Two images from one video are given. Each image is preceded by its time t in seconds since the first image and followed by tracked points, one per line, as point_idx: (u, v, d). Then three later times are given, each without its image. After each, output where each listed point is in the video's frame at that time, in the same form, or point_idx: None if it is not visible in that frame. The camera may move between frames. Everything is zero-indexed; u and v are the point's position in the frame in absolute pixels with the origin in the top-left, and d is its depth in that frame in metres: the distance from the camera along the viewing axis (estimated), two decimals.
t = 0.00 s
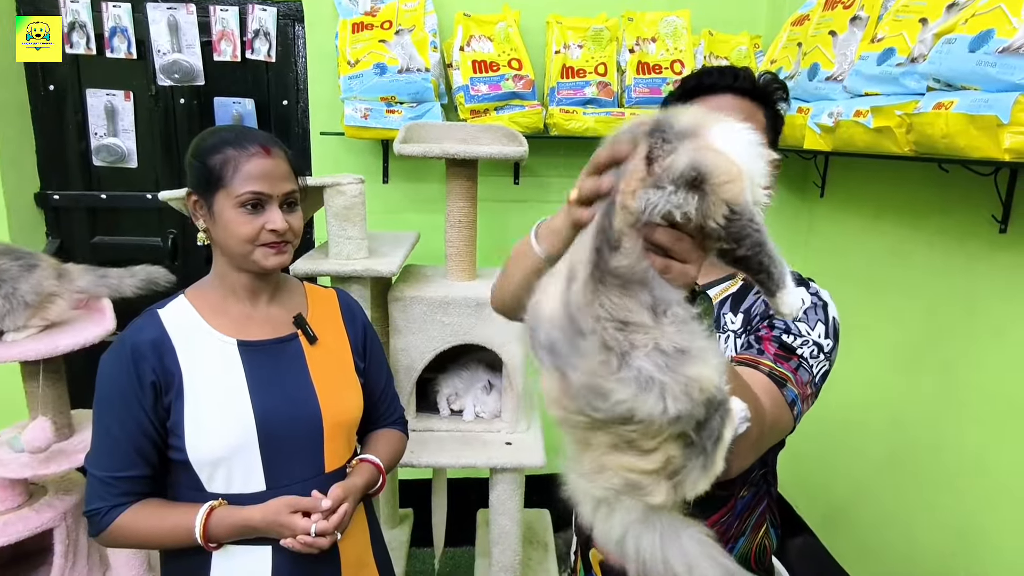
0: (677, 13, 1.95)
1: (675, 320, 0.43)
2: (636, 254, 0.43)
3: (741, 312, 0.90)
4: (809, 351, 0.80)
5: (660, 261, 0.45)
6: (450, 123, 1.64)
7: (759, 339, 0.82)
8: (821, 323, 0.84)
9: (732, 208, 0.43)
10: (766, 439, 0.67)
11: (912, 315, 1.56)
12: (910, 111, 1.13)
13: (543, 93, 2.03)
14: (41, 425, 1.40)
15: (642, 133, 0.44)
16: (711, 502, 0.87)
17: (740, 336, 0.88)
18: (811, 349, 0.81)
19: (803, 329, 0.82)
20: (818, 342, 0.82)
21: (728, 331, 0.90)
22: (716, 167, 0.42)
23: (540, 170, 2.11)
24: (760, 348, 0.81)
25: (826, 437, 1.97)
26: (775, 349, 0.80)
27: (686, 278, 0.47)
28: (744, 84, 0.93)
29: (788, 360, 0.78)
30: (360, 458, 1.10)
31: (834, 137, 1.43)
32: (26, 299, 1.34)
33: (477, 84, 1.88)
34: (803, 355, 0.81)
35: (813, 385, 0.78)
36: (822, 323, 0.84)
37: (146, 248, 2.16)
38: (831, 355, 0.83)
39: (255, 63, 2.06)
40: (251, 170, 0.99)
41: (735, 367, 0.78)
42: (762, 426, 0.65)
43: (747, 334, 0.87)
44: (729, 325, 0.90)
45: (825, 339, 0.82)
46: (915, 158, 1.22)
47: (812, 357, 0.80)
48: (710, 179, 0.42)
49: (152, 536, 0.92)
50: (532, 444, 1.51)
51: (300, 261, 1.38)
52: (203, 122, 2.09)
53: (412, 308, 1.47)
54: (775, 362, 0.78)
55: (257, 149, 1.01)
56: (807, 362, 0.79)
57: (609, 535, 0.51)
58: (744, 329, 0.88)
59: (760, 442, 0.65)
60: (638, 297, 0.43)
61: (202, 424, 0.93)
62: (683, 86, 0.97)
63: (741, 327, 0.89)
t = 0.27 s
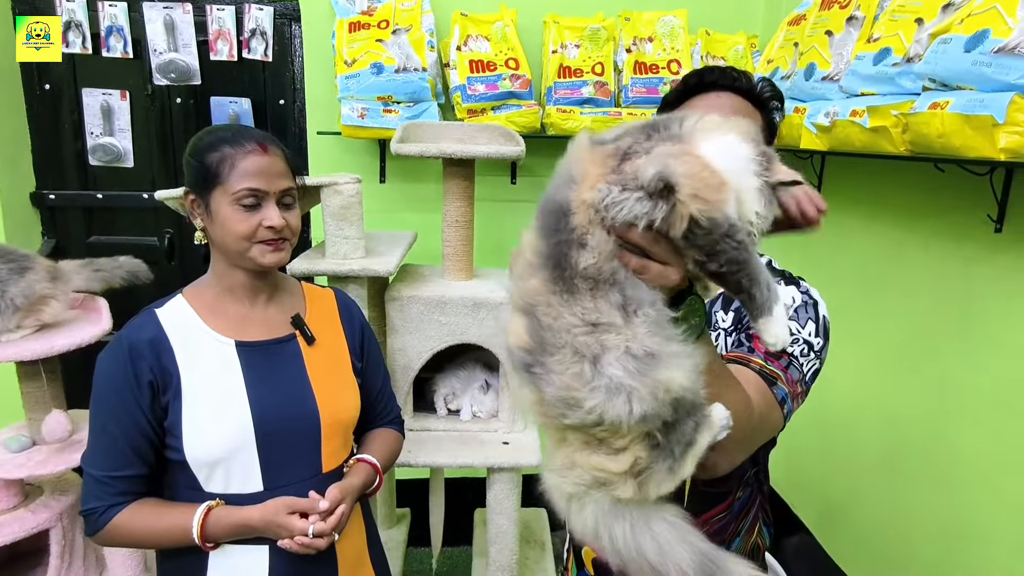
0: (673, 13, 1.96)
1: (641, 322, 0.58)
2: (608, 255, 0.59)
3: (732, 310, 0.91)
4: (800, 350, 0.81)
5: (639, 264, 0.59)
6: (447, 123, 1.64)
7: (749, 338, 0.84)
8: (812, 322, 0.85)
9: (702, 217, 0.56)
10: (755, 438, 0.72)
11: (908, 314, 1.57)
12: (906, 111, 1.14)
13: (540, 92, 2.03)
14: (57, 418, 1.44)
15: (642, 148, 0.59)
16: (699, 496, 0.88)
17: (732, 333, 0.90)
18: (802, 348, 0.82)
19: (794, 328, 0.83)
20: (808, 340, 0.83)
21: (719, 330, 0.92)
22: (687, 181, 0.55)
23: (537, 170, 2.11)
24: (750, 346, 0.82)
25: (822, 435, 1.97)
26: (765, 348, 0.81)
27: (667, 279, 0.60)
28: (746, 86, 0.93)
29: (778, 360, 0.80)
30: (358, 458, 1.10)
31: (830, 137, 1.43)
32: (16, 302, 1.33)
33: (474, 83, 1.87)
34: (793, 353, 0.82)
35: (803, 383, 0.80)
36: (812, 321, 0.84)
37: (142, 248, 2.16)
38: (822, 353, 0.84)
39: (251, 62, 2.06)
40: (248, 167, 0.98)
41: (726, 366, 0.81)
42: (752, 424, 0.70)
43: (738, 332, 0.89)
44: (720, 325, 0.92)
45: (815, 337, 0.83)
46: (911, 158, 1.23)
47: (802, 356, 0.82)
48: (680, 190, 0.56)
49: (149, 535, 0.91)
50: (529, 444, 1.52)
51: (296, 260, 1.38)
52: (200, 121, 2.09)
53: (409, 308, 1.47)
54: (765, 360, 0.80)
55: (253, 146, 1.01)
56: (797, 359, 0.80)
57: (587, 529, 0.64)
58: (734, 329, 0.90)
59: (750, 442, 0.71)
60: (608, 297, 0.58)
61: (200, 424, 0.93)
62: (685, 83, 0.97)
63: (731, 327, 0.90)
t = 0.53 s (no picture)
0: (671, 13, 1.96)
1: (607, 323, 0.63)
2: (572, 261, 0.64)
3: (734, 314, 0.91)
4: (800, 357, 0.83)
5: (607, 268, 0.64)
6: (445, 123, 1.64)
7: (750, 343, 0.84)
8: (812, 328, 0.86)
9: (653, 224, 0.59)
10: (751, 445, 0.74)
11: (904, 313, 1.57)
12: (903, 111, 1.14)
13: (537, 92, 2.03)
14: (52, 423, 1.38)
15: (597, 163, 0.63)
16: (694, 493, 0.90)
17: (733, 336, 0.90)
18: (802, 355, 0.83)
19: (795, 334, 0.84)
20: (808, 347, 0.84)
21: (719, 334, 0.92)
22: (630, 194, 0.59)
23: (534, 170, 2.12)
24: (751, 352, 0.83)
25: (819, 435, 1.98)
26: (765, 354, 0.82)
27: (636, 282, 0.64)
28: (762, 89, 0.93)
29: (777, 366, 0.81)
30: (356, 458, 1.09)
31: (827, 137, 1.44)
32: (12, 304, 1.33)
33: (472, 83, 1.87)
34: (793, 360, 0.83)
35: (802, 390, 0.81)
36: (813, 328, 0.86)
37: (139, 248, 2.15)
38: (822, 359, 0.85)
39: (248, 62, 2.06)
40: (244, 163, 0.99)
41: (724, 371, 0.82)
42: (747, 431, 0.73)
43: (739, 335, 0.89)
44: (720, 329, 0.92)
45: (815, 345, 0.85)
46: (908, 158, 1.23)
47: (803, 363, 0.83)
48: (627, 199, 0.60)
49: (147, 535, 0.91)
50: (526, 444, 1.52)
51: (294, 261, 1.37)
52: (197, 121, 2.09)
53: (407, 308, 1.46)
54: (765, 366, 0.81)
55: (249, 143, 1.01)
56: (797, 366, 0.81)
57: (574, 524, 0.74)
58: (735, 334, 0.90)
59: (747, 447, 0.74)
60: (576, 300, 0.64)
61: (198, 424, 0.93)
62: (699, 84, 0.98)
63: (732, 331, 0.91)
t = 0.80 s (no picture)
0: (668, 12, 1.96)
1: (565, 330, 0.68)
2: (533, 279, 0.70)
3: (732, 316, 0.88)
4: (796, 365, 0.80)
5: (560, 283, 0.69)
6: (443, 122, 1.63)
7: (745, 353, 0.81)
8: (809, 334, 0.82)
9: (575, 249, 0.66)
10: (750, 454, 0.71)
11: (902, 312, 1.57)
12: (900, 110, 1.14)
13: (535, 91, 2.03)
14: (29, 426, 1.39)
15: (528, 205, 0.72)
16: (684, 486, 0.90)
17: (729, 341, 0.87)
18: (799, 363, 0.80)
19: (790, 341, 0.81)
20: (805, 354, 0.81)
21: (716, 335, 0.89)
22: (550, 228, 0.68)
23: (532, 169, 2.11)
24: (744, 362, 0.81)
25: (816, 433, 1.98)
26: (759, 364, 0.80)
27: (591, 296, 0.67)
28: (767, 92, 0.92)
29: (772, 377, 0.78)
30: (353, 456, 1.09)
31: (825, 136, 1.44)
32: (9, 303, 1.33)
33: (470, 82, 1.87)
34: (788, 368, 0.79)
35: (799, 398, 0.78)
36: (809, 333, 0.82)
37: (136, 248, 2.15)
38: (818, 365, 0.82)
39: (245, 61, 2.05)
40: (247, 162, 0.99)
41: (717, 388, 0.80)
42: (744, 446, 0.69)
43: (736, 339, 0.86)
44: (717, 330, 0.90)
45: (812, 351, 0.81)
46: (905, 157, 1.23)
47: (799, 371, 0.79)
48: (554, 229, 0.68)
49: (145, 533, 0.91)
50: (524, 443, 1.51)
51: (292, 260, 1.37)
52: (194, 121, 2.08)
53: (405, 307, 1.46)
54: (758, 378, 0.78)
55: (257, 144, 1.02)
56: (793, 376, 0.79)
57: (557, 517, 0.78)
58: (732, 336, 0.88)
59: (745, 458, 0.70)
60: (538, 310, 0.69)
61: (196, 422, 0.93)
62: (705, 83, 0.95)
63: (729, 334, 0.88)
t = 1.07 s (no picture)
0: (666, 11, 1.96)
1: (519, 380, 0.82)
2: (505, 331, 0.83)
3: (721, 315, 0.92)
4: (778, 370, 0.83)
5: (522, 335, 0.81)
6: (441, 121, 1.63)
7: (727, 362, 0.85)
8: (792, 335, 0.85)
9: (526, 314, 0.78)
10: (727, 463, 0.80)
11: (898, 310, 1.58)
12: (897, 108, 1.14)
13: (533, 91, 2.03)
14: (43, 418, 1.44)
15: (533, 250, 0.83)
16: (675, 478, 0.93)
17: (717, 339, 0.91)
18: (780, 368, 0.83)
19: (771, 346, 0.84)
20: (786, 357, 0.84)
21: (706, 332, 0.93)
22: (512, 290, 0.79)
23: (529, 168, 2.11)
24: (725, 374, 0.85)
25: (813, 431, 1.99)
26: (740, 374, 0.84)
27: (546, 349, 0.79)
28: (758, 93, 0.94)
29: (751, 388, 0.82)
30: (352, 454, 1.09)
31: (823, 134, 1.44)
32: (9, 301, 1.33)
33: (467, 81, 1.87)
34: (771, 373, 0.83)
35: (781, 402, 0.82)
36: (792, 334, 0.85)
37: (133, 247, 2.15)
38: (801, 366, 0.85)
39: (243, 60, 2.05)
40: (255, 163, 0.99)
41: (698, 402, 0.84)
42: (716, 456, 0.78)
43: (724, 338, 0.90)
44: (707, 327, 0.93)
45: (794, 353, 0.84)
46: (902, 155, 1.24)
47: (780, 375, 0.83)
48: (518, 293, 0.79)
49: (143, 528, 0.91)
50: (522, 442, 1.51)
51: (290, 259, 1.37)
52: (192, 120, 2.08)
53: (403, 306, 1.46)
54: (738, 391, 0.82)
55: (265, 144, 1.01)
56: (773, 383, 0.82)
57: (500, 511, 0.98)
58: (720, 336, 0.91)
59: (720, 467, 0.79)
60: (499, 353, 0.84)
61: (195, 418, 0.93)
62: (696, 84, 0.97)
63: (718, 332, 0.92)
